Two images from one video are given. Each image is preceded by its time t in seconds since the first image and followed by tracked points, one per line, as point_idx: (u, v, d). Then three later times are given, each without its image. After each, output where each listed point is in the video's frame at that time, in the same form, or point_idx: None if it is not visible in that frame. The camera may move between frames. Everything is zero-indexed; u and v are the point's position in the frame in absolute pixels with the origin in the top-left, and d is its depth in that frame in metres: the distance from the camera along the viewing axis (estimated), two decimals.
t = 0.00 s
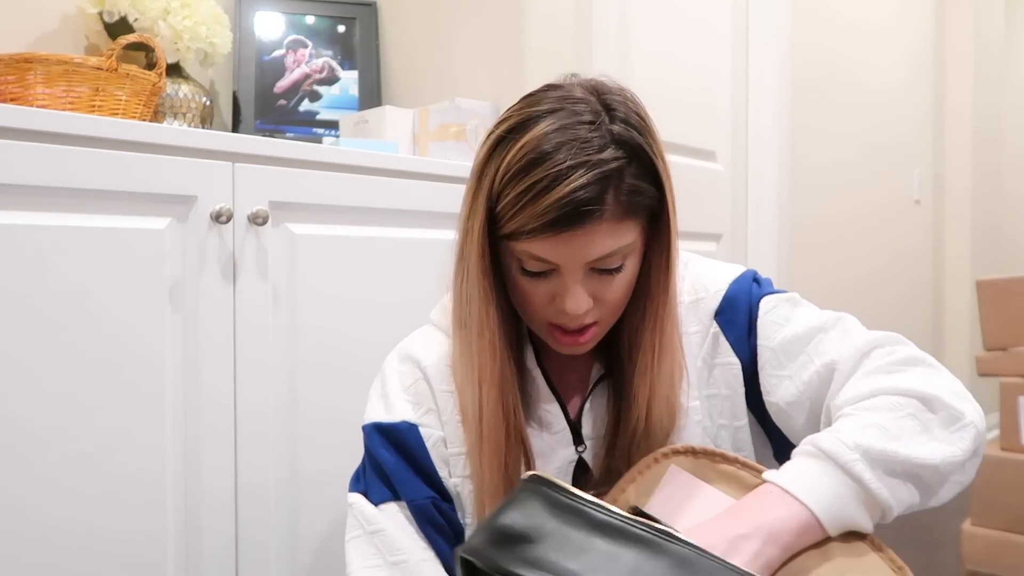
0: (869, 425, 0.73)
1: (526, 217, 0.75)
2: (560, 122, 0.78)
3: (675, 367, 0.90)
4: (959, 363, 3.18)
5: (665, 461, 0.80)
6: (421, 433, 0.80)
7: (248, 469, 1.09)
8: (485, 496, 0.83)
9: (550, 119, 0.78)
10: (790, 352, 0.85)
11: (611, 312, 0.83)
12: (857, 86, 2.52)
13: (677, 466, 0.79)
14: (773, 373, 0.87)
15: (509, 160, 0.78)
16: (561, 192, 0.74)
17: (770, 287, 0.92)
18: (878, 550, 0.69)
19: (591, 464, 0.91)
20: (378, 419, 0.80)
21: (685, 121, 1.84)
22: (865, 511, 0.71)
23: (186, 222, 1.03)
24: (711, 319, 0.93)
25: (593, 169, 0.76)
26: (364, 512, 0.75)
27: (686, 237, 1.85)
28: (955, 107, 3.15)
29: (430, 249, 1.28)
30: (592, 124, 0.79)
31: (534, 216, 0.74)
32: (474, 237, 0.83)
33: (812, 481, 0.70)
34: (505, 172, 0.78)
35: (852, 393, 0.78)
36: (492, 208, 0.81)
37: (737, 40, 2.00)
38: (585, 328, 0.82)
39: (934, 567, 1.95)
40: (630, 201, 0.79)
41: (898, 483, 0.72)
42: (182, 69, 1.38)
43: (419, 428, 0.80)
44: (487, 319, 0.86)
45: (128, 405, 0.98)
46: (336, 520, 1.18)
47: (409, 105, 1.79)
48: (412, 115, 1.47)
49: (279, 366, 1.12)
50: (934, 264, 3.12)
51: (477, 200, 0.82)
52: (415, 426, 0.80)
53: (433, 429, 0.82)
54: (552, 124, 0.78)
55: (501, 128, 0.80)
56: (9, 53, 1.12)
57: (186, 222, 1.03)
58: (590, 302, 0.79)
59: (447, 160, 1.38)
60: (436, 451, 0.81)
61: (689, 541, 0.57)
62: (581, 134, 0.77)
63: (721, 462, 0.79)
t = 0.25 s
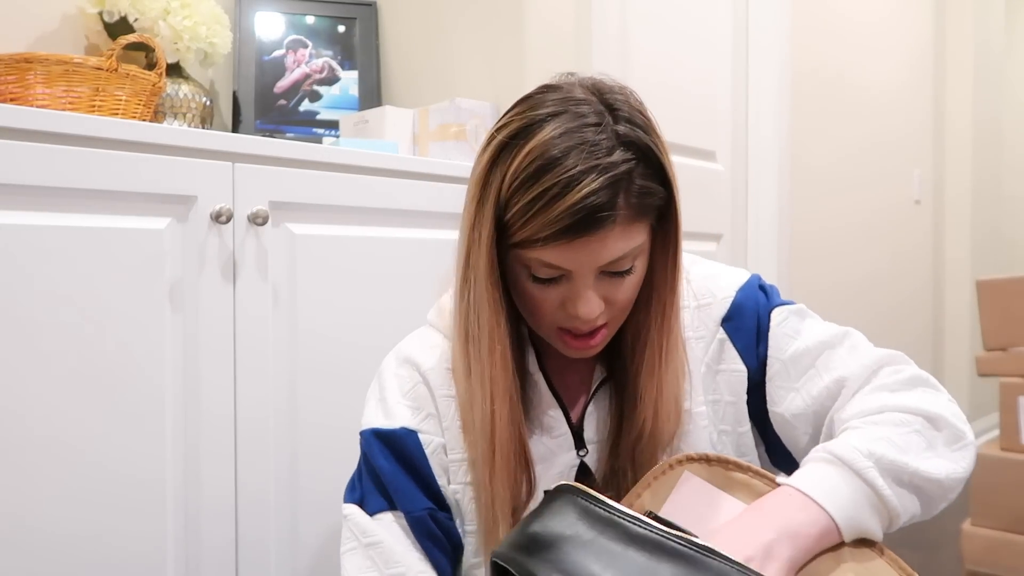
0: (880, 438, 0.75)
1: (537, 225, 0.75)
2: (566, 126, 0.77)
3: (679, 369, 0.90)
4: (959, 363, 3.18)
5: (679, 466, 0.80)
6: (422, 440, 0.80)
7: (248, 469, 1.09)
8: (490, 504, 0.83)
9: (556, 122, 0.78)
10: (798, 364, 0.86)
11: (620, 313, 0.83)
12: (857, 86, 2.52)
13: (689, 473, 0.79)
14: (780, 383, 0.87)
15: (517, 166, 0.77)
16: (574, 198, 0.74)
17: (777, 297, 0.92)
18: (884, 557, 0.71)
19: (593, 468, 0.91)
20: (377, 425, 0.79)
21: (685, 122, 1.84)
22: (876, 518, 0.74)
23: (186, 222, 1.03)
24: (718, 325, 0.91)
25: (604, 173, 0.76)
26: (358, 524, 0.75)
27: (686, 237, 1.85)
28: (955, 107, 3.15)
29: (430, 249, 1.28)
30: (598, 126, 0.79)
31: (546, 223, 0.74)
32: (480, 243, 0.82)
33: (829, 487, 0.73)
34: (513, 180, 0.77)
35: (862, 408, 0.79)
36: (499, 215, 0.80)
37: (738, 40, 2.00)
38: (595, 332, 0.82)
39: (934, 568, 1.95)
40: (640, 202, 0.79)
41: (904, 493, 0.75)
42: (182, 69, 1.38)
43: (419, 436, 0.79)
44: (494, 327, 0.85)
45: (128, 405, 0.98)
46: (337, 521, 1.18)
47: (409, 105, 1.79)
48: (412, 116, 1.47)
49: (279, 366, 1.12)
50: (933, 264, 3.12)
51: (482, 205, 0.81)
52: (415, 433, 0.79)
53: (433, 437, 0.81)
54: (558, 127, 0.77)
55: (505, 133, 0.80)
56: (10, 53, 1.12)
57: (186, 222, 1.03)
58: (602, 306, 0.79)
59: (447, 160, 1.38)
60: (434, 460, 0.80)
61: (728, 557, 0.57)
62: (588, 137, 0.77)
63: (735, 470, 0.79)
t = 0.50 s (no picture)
0: (889, 454, 0.72)
1: (551, 228, 0.75)
2: (580, 130, 0.77)
3: (683, 371, 0.89)
4: (960, 364, 3.18)
5: (677, 473, 0.75)
6: (405, 439, 0.82)
7: (248, 469, 1.09)
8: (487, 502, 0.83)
9: (569, 127, 0.78)
10: (801, 376, 0.84)
11: (630, 315, 0.83)
12: (857, 86, 2.52)
13: (688, 480, 0.74)
14: (783, 394, 0.85)
15: (529, 169, 0.77)
16: (589, 203, 0.74)
17: (786, 305, 0.89)
18: None
19: (594, 467, 0.90)
20: (365, 421, 0.82)
21: (684, 122, 1.84)
22: (883, 537, 0.70)
23: (186, 222, 1.03)
24: (723, 330, 0.90)
25: (618, 177, 0.76)
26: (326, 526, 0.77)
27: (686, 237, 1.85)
28: (955, 107, 3.15)
29: (430, 249, 1.28)
30: (610, 130, 0.79)
31: (560, 226, 0.74)
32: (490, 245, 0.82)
33: (840, 504, 0.68)
34: (525, 182, 0.78)
35: (869, 422, 0.76)
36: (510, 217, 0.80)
37: (738, 40, 2.00)
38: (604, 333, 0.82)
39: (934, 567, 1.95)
40: (653, 206, 0.79)
41: (911, 512, 0.72)
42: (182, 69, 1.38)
43: (401, 435, 0.82)
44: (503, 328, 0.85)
45: (128, 405, 0.98)
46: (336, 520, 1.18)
47: (409, 105, 1.79)
48: (412, 116, 1.47)
49: (279, 366, 1.12)
50: (933, 264, 3.12)
51: (493, 208, 0.81)
52: (398, 432, 0.82)
53: (417, 437, 0.83)
54: (571, 130, 0.77)
55: (517, 136, 0.80)
56: (9, 53, 1.12)
57: (186, 222, 1.03)
58: (614, 309, 0.79)
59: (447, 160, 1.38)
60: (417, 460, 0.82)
61: None
62: (602, 141, 0.77)
63: (734, 480, 0.73)
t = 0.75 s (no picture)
0: (880, 479, 0.68)
1: (546, 226, 0.75)
2: (573, 129, 0.77)
3: (682, 368, 0.86)
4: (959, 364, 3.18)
5: (650, 487, 0.73)
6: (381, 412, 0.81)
7: (248, 469, 1.09)
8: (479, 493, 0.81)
9: (561, 126, 0.78)
10: (797, 388, 0.80)
11: (629, 313, 0.82)
12: (857, 87, 2.52)
13: (661, 493, 0.72)
14: (777, 406, 0.81)
15: (524, 169, 0.77)
16: (582, 200, 0.73)
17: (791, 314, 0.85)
18: None
19: (587, 462, 0.87)
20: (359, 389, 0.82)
21: (685, 123, 1.84)
22: (871, 564, 0.66)
23: (186, 222, 1.03)
24: (724, 334, 0.87)
25: (610, 174, 0.75)
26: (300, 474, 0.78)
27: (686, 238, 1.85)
28: (955, 108, 3.15)
29: (430, 249, 1.28)
30: (604, 128, 0.78)
31: (554, 224, 0.74)
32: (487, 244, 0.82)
33: (827, 528, 0.65)
34: (520, 182, 0.77)
35: (862, 443, 0.72)
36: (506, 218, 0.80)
37: (738, 41, 2.00)
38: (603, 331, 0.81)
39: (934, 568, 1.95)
40: (647, 203, 0.78)
41: (902, 541, 0.68)
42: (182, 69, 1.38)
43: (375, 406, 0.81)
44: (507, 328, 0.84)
45: (128, 406, 0.98)
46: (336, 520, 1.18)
47: (409, 105, 1.79)
48: (412, 116, 1.47)
49: (279, 366, 1.12)
50: (933, 265, 3.12)
51: (489, 208, 0.81)
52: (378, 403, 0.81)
53: (390, 414, 0.82)
54: (564, 130, 0.77)
55: (512, 138, 0.80)
56: (9, 53, 1.12)
57: (186, 222, 1.03)
58: (611, 306, 0.78)
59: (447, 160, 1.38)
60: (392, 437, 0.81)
61: None
62: (594, 139, 0.77)
63: (710, 495, 0.72)
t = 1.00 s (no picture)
0: (841, 510, 0.65)
1: (516, 212, 0.76)
2: (546, 121, 0.78)
3: (677, 361, 0.83)
4: (960, 364, 3.17)
5: (597, 520, 0.72)
6: (394, 385, 0.83)
7: (248, 468, 1.10)
8: (479, 477, 0.83)
9: (535, 118, 0.79)
10: (775, 405, 0.76)
11: (612, 304, 0.81)
12: (857, 87, 2.52)
13: (608, 525, 0.71)
14: (754, 422, 0.77)
15: (498, 160, 0.78)
16: (548, 186, 0.74)
17: (786, 331, 0.80)
18: None
19: (580, 454, 0.86)
20: (367, 360, 0.84)
21: (684, 122, 1.84)
22: None
23: (186, 222, 1.03)
24: (717, 340, 0.83)
25: (579, 161, 0.76)
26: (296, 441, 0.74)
27: (686, 238, 1.86)
28: (956, 107, 3.14)
29: (429, 248, 1.28)
30: (578, 119, 0.79)
31: (524, 210, 0.75)
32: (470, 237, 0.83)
33: (781, 552, 0.63)
34: (494, 172, 0.79)
35: (828, 470, 0.69)
36: (486, 208, 0.81)
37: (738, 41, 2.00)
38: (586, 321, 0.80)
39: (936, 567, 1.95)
40: (620, 191, 0.78)
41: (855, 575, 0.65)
42: (182, 69, 1.39)
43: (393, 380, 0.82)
44: (484, 310, 0.85)
45: (129, 405, 0.98)
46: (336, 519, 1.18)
47: (408, 104, 1.79)
48: (412, 116, 1.47)
49: (279, 366, 1.13)
50: (933, 265, 3.12)
51: (470, 201, 0.82)
52: (392, 376, 0.83)
53: (406, 389, 0.84)
54: (538, 122, 0.78)
55: (490, 132, 0.81)
56: (9, 53, 1.12)
57: (186, 222, 1.04)
58: (587, 294, 0.77)
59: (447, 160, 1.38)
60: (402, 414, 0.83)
61: None
62: (567, 129, 0.77)
63: (656, 522, 0.71)
